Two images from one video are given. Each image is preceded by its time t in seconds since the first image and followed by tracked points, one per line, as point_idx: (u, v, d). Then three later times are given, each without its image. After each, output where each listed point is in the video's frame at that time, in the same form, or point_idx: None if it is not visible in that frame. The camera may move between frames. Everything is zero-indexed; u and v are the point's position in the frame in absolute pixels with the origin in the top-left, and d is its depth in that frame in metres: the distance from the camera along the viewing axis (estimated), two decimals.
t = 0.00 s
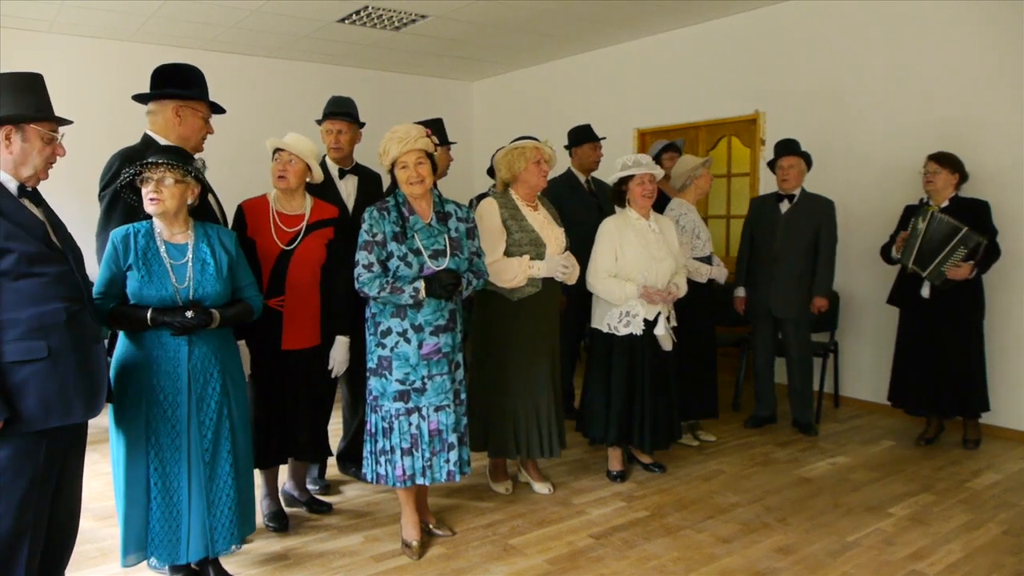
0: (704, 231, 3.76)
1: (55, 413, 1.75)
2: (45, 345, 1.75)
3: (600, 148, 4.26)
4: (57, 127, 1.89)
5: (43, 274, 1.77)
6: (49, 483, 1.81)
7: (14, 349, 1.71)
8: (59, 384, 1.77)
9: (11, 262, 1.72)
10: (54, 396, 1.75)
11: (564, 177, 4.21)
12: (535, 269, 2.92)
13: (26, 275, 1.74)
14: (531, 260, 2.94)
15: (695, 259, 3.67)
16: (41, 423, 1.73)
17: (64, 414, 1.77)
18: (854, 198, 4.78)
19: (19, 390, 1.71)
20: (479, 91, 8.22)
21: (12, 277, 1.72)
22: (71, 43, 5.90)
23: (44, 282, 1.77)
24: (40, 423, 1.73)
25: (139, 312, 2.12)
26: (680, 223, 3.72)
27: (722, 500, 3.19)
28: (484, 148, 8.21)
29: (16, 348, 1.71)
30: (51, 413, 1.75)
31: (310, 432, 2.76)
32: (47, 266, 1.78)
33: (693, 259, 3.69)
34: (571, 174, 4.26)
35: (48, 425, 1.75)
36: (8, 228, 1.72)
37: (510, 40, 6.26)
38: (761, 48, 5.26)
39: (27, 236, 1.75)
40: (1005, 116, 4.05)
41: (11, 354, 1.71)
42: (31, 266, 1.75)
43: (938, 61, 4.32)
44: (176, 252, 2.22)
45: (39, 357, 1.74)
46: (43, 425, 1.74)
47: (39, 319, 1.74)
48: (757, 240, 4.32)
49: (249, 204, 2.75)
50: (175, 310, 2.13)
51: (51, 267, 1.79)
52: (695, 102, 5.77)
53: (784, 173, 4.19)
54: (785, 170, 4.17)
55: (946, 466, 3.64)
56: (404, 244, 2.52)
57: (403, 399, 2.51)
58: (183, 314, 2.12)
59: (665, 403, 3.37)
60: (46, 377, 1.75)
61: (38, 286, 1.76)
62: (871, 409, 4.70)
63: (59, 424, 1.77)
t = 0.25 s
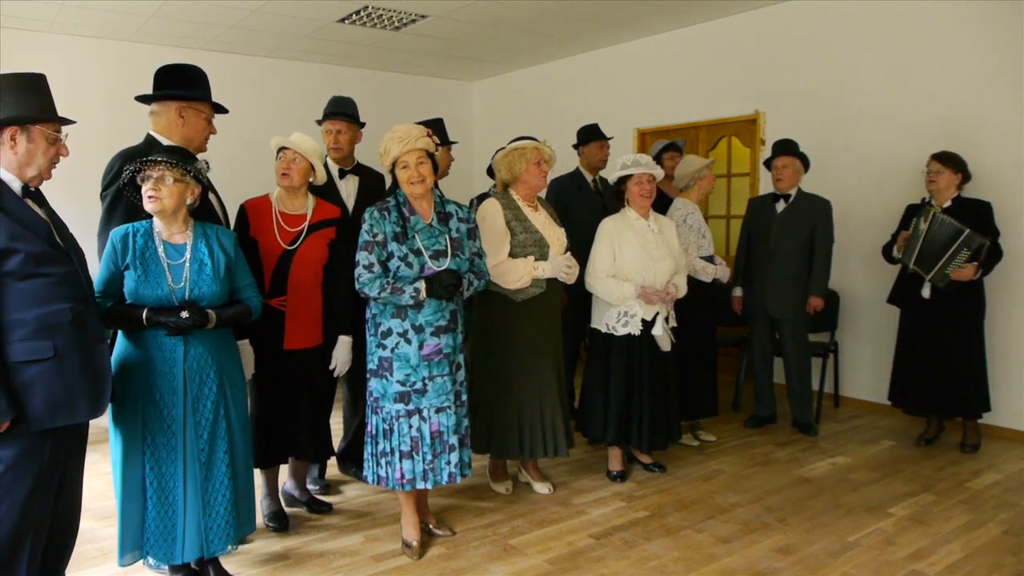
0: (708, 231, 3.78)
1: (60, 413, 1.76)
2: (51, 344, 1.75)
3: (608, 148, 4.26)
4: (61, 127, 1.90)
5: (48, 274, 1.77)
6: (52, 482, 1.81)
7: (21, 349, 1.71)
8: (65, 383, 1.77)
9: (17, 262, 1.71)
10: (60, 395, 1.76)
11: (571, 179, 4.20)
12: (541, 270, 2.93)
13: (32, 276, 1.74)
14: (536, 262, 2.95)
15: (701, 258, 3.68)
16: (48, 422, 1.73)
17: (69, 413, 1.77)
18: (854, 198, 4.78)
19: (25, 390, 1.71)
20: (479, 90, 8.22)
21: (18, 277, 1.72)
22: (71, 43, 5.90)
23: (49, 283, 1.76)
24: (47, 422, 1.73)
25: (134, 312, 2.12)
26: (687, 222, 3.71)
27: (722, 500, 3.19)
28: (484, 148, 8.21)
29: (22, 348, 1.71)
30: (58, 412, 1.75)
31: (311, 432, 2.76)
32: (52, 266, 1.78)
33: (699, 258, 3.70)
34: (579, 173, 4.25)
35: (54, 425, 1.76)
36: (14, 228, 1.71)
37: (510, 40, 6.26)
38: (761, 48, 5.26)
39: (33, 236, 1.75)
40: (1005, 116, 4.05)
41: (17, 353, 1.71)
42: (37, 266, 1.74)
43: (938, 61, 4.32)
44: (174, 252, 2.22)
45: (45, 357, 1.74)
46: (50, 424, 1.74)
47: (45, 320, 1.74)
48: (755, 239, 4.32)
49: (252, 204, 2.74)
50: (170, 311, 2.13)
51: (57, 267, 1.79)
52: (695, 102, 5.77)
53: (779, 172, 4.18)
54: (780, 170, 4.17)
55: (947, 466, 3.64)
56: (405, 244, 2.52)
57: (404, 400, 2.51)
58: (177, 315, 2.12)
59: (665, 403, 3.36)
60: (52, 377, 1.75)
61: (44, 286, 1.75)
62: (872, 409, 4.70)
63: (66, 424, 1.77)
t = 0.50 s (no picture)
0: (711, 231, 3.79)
1: (66, 412, 1.75)
2: (56, 344, 1.75)
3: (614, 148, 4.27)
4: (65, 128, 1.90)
5: (53, 275, 1.76)
6: (55, 482, 1.81)
7: (27, 349, 1.71)
8: (70, 384, 1.77)
9: (23, 263, 1.71)
10: (66, 395, 1.75)
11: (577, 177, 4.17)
12: (540, 270, 2.92)
13: (38, 276, 1.73)
14: (536, 262, 2.95)
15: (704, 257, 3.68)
16: (53, 422, 1.73)
17: (75, 413, 1.77)
18: (854, 198, 4.78)
19: (30, 390, 1.71)
20: (480, 90, 8.22)
21: (24, 277, 1.72)
22: (72, 43, 5.90)
23: (54, 283, 1.76)
24: (53, 422, 1.73)
25: (129, 311, 2.12)
26: (690, 221, 3.71)
27: (723, 500, 3.19)
28: (485, 148, 8.21)
29: (28, 348, 1.71)
30: (63, 412, 1.75)
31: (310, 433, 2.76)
32: (57, 266, 1.77)
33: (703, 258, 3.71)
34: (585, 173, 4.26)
35: (59, 425, 1.75)
36: (20, 228, 1.71)
37: (510, 40, 6.26)
38: (761, 48, 5.26)
39: (38, 236, 1.74)
40: (1005, 116, 4.05)
41: (23, 353, 1.71)
42: (42, 266, 1.74)
43: (938, 61, 4.32)
44: (173, 253, 2.22)
45: (51, 357, 1.74)
46: (55, 424, 1.74)
47: (50, 320, 1.74)
48: (754, 239, 4.32)
49: (255, 203, 2.73)
50: (165, 311, 2.12)
51: (61, 268, 1.78)
52: (696, 102, 5.77)
53: (776, 172, 4.19)
54: (776, 170, 4.18)
55: (947, 466, 3.64)
56: (404, 244, 2.52)
57: (403, 401, 2.51)
58: (173, 316, 2.11)
59: (665, 403, 3.36)
60: (58, 377, 1.75)
61: (49, 287, 1.75)
62: (872, 409, 4.70)
63: (71, 423, 1.77)
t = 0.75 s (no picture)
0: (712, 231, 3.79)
1: (70, 412, 1.76)
2: (61, 344, 1.75)
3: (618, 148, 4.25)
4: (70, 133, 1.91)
5: (58, 275, 1.76)
6: (59, 482, 1.82)
7: (31, 349, 1.71)
8: (74, 384, 1.77)
9: (28, 263, 1.71)
10: (70, 395, 1.76)
11: (579, 178, 4.19)
12: (536, 270, 2.92)
13: (43, 276, 1.74)
14: (532, 262, 2.95)
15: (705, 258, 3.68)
16: (58, 422, 1.74)
17: (79, 413, 1.77)
18: (855, 197, 4.78)
19: (35, 390, 1.71)
20: (480, 90, 8.22)
21: (29, 277, 1.72)
22: (73, 43, 5.90)
23: (59, 283, 1.76)
24: (58, 422, 1.74)
25: (130, 311, 2.12)
26: (690, 222, 3.71)
27: (724, 500, 3.19)
28: (486, 148, 8.21)
29: (33, 348, 1.71)
30: (68, 411, 1.75)
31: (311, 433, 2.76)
32: (62, 267, 1.78)
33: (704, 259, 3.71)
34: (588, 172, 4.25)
35: (64, 425, 1.76)
36: (25, 228, 1.71)
37: (511, 40, 6.26)
38: (762, 48, 5.26)
39: (43, 236, 1.75)
40: (1006, 117, 4.05)
41: (28, 353, 1.71)
42: (47, 266, 1.74)
43: (938, 61, 4.32)
44: (174, 253, 2.22)
45: (55, 357, 1.74)
46: (59, 423, 1.74)
47: (55, 320, 1.74)
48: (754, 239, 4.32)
49: (258, 203, 2.72)
50: (163, 313, 2.12)
51: (66, 268, 1.79)
52: (697, 103, 5.77)
53: (776, 173, 4.19)
54: (777, 171, 4.18)
55: (948, 466, 3.64)
56: (403, 244, 2.53)
57: (403, 402, 2.51)
58: (170, 318, 2.11)
59: (667, 403, 3.37)
60: (62, 377, 1.75)
61: (55, 286, 1.75)
62: (873, 409, 4.70)
63: (75, 423, 1.77)
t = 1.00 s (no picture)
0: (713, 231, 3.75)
1: (71, 413, 1.76)
2: (63, 345, 1.75)
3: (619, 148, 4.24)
4: (76, 135, 1.92)
5: (61, 275, 1.76)
6: (61, 482, 1.82)
7: (33, 349, 1.71)
8: (76, 384, 1.77)
9: (31, 263, 1.71)
10: (72, 396, 1.76)
11: (580, 178, 4.20)
12: (533, 271, 2.91)
13: (46, 277, 1.73)
14: (529, 263, 2.93)
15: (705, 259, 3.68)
16: (60, 423, 1.74)
17: (81, 414, 1.77)
18: (856, 197, 4.78)
19: (37, 390, 1.71)
20: (481, 90, 8.22)
21: (32, 277, 1.72)
22: (73, 44, 5.90)
23: (62, 284, 1.76)
24: (59, 423, 1.74)
25: (133, 311, 2.11)
26: (689, 223, 3.70)
27: (725, 500, 3.19)
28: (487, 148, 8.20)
29: (35, 349, 1.71)
30: (70, 412, 1.75)
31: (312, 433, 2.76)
32: (65, 267, 1.78)
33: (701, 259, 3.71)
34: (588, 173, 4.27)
35: (64, 425, 1.76)
36: (29, 228, 1.71)
37: (512, 40, 6.26)
38: (762, 48, 5.26)
39: (46, 237, 1.75)
40: (1006, 117, 4.05)
41: (30, 354, 1.71)
42: (50, 267, 1.74)
43: (939, 61, 4.32)
44: (178, 253, 2.22)
45: (57, 357, 1.74)
46: (59, 425, 1.74)
47: (57, 321, 1.74)
48: (754, 240, 4.31)
49: (259, 205, 2.71)
50: (166, 315, 2.12)
51: (69, 269, 1.79)
52: (697, 103, 5.77)
53: (775, 173, 4.19)
54: (775, 171, 4.18)
55: (949, 466, 3.64)
56: (402, 244, 2.53)
57: (401, 403, 2.51)
58: (175, 321, 2.10)
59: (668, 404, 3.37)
60: (62, 378, 1.75)
61: (58, 287, 1.75)
62: (875, 409, 4.70)
63: (77, 424, 1.77)
